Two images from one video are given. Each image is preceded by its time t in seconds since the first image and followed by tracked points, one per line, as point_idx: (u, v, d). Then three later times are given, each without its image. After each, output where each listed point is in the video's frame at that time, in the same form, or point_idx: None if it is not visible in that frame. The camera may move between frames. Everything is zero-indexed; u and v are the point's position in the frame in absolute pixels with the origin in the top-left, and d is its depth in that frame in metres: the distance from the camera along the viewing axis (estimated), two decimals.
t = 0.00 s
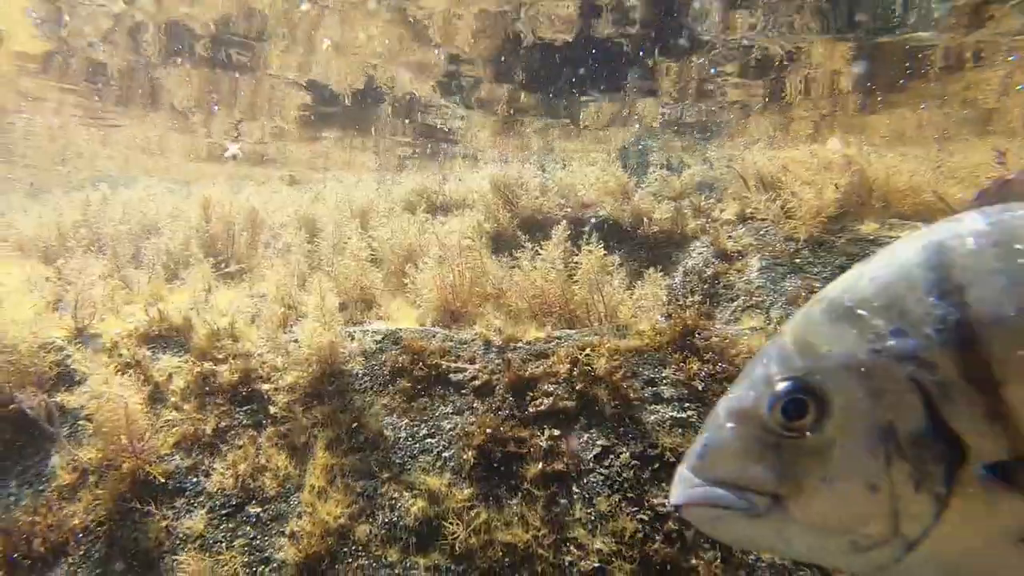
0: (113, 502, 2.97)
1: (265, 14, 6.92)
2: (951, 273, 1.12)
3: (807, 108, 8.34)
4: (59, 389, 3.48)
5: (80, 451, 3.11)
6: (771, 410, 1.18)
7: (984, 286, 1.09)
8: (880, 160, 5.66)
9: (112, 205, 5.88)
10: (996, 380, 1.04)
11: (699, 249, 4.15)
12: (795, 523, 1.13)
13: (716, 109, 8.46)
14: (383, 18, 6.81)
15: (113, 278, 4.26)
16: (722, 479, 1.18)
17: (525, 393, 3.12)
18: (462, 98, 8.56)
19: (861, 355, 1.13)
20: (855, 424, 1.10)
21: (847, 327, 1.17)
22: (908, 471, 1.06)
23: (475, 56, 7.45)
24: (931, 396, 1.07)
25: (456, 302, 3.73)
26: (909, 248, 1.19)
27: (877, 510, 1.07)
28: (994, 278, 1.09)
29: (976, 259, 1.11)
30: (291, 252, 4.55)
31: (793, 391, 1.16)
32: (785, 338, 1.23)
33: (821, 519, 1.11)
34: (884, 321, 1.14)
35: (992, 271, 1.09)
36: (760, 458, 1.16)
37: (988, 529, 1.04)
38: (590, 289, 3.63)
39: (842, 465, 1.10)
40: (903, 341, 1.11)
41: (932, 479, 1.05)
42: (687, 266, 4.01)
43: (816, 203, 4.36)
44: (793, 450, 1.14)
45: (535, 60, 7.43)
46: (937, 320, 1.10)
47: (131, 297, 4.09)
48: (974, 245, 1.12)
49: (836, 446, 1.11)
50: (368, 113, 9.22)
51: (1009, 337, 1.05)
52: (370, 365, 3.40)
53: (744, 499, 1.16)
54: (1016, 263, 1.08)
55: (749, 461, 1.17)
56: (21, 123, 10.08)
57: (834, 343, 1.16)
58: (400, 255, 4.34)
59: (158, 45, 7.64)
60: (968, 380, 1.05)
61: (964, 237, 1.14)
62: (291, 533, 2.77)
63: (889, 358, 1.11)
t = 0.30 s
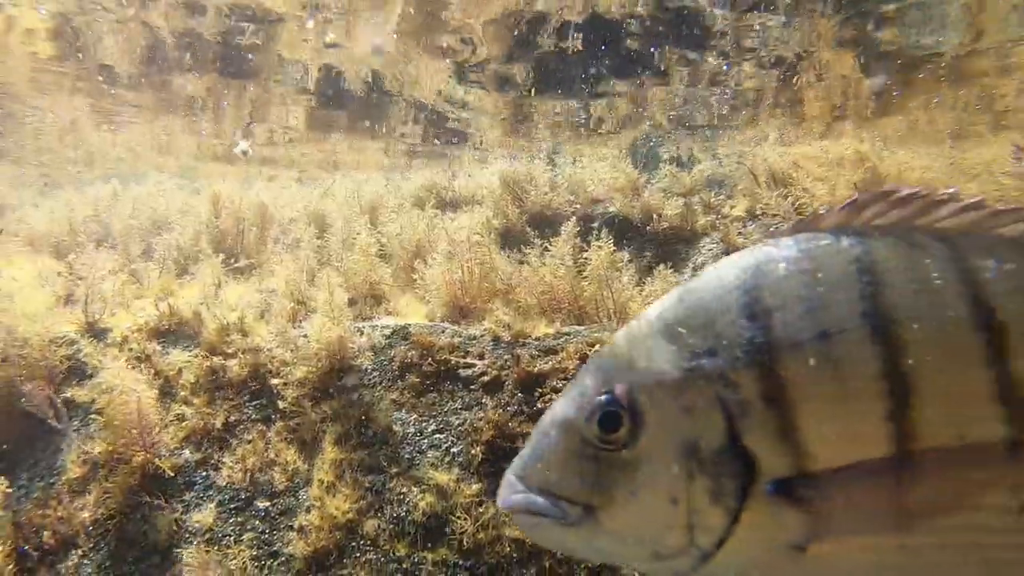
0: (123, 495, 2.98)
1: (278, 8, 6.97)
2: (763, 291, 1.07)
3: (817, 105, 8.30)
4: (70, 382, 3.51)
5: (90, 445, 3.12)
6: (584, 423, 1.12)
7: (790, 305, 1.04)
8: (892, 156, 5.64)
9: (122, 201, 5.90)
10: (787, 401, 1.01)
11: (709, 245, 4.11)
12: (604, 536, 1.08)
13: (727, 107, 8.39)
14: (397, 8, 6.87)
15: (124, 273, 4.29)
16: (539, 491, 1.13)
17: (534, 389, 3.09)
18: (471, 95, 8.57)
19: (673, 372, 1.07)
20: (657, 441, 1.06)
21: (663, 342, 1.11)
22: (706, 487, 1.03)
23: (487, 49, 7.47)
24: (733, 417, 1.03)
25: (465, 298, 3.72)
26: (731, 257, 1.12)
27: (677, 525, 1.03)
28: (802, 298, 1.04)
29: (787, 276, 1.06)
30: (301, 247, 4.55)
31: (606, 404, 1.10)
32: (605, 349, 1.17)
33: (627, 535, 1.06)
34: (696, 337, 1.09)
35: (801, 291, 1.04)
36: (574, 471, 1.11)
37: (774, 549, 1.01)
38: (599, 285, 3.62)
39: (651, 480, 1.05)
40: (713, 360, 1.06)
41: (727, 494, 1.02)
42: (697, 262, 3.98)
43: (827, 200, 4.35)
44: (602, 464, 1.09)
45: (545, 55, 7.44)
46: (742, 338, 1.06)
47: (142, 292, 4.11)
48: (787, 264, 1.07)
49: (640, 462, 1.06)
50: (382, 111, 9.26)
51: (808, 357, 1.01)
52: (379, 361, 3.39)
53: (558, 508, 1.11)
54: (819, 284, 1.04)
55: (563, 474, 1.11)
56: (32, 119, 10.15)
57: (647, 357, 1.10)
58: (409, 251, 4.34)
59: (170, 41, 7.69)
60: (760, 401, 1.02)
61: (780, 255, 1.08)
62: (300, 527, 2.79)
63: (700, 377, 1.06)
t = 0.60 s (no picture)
0: (125, 494, 2.98)
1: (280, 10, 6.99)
2: (587, 314, 1.15)
3: (820, 106, 8.29)
4: (72, 381, 3.52)
5: (92, 444, 3.12)
6: (425, 427, 1.19)
7: (605, 327, 1.13)
8: (895, 156, 5.64)
9: (125, 200, 5.91)
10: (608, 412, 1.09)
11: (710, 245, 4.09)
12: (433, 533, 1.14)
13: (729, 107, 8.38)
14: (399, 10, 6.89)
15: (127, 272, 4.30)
16: (386, 487, 1.19)
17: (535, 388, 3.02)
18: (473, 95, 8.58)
19: (503, 384, 1.15)
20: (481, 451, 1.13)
21: (500, 356, 1.18)
22: (523, 494, 1.10)
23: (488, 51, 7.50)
24: (551, 431, 1.10)
25: (467, 297, 3.70)
26: (567, 280, 1.21)
27: (496, 530, 1.10)
28: (620, 322, 1.13)
29: (603, 303, 1.15)
30: (303, 246, 4.56)
31: (447, 411, 1.18)
32: (454, 363, 1.25)
33: (452, 537, 1.12)
34: (524, 352, 1.17)
35: (622, 316, 1.13)
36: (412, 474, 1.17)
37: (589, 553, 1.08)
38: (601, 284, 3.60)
39: (473, 485, 1.12)
40: (537, 375, 1.13)
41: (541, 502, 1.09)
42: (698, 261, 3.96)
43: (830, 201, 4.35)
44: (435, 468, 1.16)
45: (547, 56, 7.45)
46: (562, 356, 1.13)
47: (144, 291, 4.12)
48: (610, 290, 1.16)
49: (462, 466, 1.13)
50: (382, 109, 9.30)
51: (622, 375, 1.10)
52: (381, 360, 3.38)
53: (395, 508, 1.17)
54: (637, 309, 1.13)
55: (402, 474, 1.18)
56: (35, 117, 10.17)
57: (483, 370, 1.18)
58: (411, 250, 4.34)
59: (173, 41, 7.72)
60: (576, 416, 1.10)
61: (607, 282, 1.17)
62: (302, 526, 2.76)
63: (524, 391, 1.13)
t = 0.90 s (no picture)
0: (131, 491, 3.00)
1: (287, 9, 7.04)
2: (425, 333, 1.54)
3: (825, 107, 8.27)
4: (78, 380, 3.52)
5: (97, 443, 3.13)
6: (279, 431, 1.56)
7: (445, 346, 1.52)
8: (902, 155, 5.63)
9: (129, 199, 5.90)
10: (436, 420, 1.48)
11: (715, 245, 4.09)
12: (276, 528, 1.51)
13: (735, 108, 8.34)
14: (407, 8, 6.91)
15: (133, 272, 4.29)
16: (235, 486, 1.55)
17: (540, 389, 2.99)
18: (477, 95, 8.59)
19: (345, 393, 1.54)
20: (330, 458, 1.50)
21: (343, 369, 1.57)
22: (357, 498, 1.48)
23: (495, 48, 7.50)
24: (384, 439, 1.49)
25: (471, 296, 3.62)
26: (402, 307, 1.60)
27: (331, 525, 1.48)
28: (452, 340, 1.52)
29: (445, 326, 1.54)
30: (307, 244, 4.56)
31: (292, 419, 1.56)
32: (306, 370, 1.62)
33: (291, 529, 1.50)
34: (369, 366, 1.55)
35: (456, 335, 1.53)
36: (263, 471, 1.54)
37: (412, 553, 1.47)
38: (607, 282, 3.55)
39: (311, 484, 1.50)
40: (375, 387, 1.52)
41: (372, 507, 1.48)
42: (705, 261, 3.94)
43: (838, 201, 4.33)
44: (282, 467, 1.53)
45: (551, 53, 7.48)
46: (401, 370, 1.52)
47: (150, 290, 4.11)
48: (452, 312, 1.55)
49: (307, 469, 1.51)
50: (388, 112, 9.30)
51: (452, 387, 1.49)
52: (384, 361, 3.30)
53: (242, 506, 1.53)
54: (471, 331, 1.52)
55: (251, 472, 1.55)
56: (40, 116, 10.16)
57: (336, 381, 1.56)
58: (415, 248, 4.23)
59: (179, 39, 7.75)
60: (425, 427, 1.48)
61: (451, 302, 1.57)
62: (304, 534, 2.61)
63: (362, 399, 1.52)
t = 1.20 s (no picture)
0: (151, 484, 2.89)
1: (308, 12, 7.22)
2: (292, 335, 1.46)
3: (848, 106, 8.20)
4: (101, 374, 3.54)
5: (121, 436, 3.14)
6: (149, 428, 1.46)
7: (309, 349, 1.45)
8: (927, 151, 5.59)
9: (149, 197, 5.95)
10: (301, 425, 1.42)
11: (734, 244, 4.10)
12: (148, 525, 1.43)
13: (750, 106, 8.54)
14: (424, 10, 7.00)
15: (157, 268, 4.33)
16: (107, 484, 1.45)
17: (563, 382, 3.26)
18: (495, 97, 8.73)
19: (213, 392, 1.44)
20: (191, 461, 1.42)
21: (216, 365, 1.48)
22: (225, 497, 1.40)
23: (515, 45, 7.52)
24: (252, 439, 1.41)
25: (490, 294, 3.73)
26: (276, 305, 1.52)
27: (200, 524, 1.40)
28: (319, 345, 1.45)
29: (312, 328, 1.47)
30: (326, 240, 4.60)
31: (164, 416, 1.46)
32: (183, 368, 1.52)
33: (164, 527, 1.42)
34: (238, 366, 1.46)
35: (323, 339, 1.46)
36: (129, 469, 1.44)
37: (278, 551, 1.40)
38: (628, 279, 3.72)
39: (181, 483, 1.42)
40: (243, 389, 1.43)
41: (240, 506, 1.41)
42: (725, 258, 3.96)
43: (861, 197, 4.28)
44: (153, 465, 1.44)
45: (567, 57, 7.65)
46: (265, 373, 1.44)
47: (170, 285, 4.13)
48: (322, 312, 1.49)
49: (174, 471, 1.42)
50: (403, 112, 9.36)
51: (315, 392, 1.43)
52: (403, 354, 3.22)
53: (113, 502, 1.44)
54: (338, 336, 1.46)
55: (118, 471, 1.45)
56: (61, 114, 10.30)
57: (204, 379, 1.46)
58: (434, 245, 4.28)
59: (201, 41, 7.88)
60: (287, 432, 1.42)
61: (321, 303, 1.50)
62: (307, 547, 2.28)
63: (230, 399, 1.43)
